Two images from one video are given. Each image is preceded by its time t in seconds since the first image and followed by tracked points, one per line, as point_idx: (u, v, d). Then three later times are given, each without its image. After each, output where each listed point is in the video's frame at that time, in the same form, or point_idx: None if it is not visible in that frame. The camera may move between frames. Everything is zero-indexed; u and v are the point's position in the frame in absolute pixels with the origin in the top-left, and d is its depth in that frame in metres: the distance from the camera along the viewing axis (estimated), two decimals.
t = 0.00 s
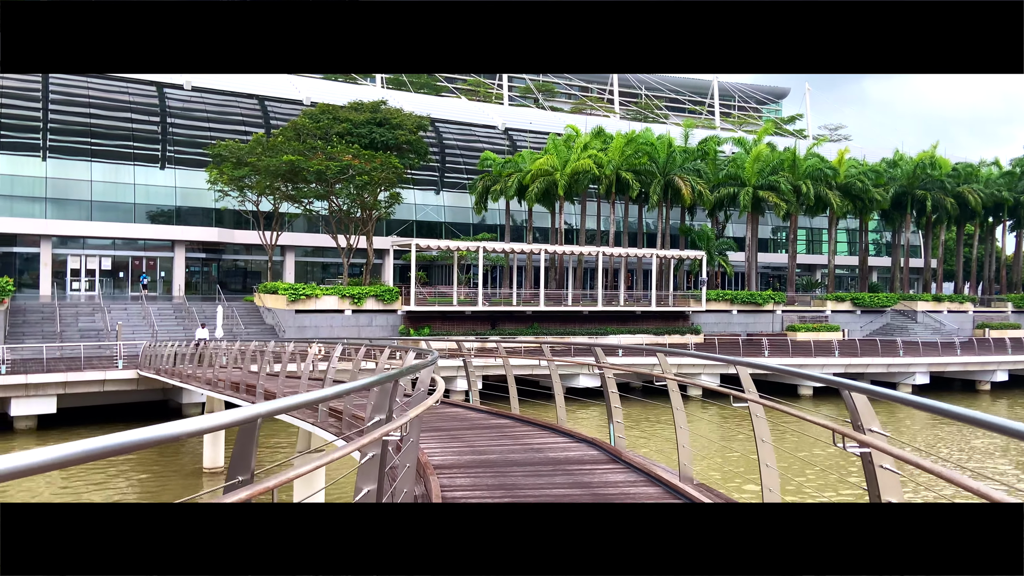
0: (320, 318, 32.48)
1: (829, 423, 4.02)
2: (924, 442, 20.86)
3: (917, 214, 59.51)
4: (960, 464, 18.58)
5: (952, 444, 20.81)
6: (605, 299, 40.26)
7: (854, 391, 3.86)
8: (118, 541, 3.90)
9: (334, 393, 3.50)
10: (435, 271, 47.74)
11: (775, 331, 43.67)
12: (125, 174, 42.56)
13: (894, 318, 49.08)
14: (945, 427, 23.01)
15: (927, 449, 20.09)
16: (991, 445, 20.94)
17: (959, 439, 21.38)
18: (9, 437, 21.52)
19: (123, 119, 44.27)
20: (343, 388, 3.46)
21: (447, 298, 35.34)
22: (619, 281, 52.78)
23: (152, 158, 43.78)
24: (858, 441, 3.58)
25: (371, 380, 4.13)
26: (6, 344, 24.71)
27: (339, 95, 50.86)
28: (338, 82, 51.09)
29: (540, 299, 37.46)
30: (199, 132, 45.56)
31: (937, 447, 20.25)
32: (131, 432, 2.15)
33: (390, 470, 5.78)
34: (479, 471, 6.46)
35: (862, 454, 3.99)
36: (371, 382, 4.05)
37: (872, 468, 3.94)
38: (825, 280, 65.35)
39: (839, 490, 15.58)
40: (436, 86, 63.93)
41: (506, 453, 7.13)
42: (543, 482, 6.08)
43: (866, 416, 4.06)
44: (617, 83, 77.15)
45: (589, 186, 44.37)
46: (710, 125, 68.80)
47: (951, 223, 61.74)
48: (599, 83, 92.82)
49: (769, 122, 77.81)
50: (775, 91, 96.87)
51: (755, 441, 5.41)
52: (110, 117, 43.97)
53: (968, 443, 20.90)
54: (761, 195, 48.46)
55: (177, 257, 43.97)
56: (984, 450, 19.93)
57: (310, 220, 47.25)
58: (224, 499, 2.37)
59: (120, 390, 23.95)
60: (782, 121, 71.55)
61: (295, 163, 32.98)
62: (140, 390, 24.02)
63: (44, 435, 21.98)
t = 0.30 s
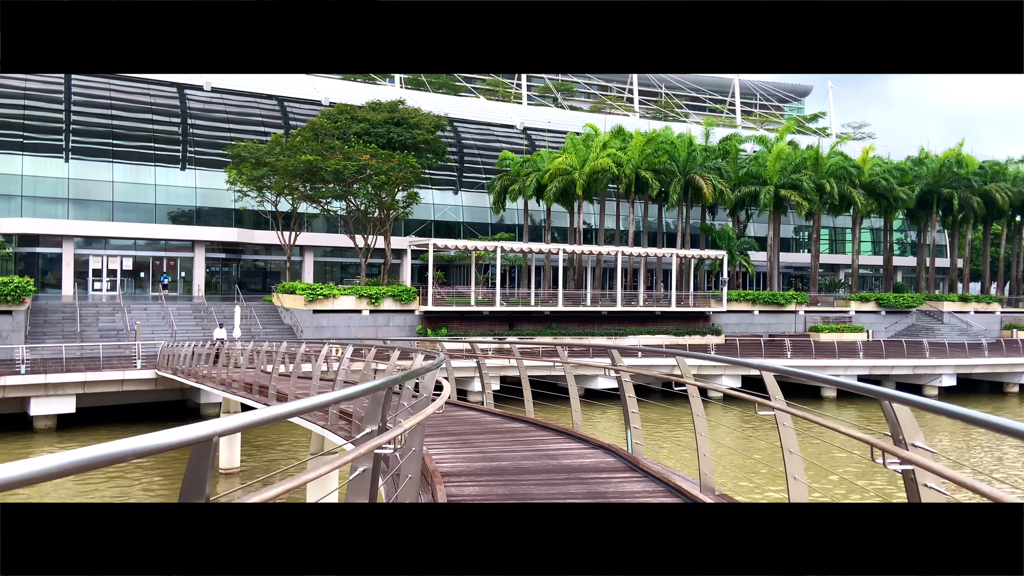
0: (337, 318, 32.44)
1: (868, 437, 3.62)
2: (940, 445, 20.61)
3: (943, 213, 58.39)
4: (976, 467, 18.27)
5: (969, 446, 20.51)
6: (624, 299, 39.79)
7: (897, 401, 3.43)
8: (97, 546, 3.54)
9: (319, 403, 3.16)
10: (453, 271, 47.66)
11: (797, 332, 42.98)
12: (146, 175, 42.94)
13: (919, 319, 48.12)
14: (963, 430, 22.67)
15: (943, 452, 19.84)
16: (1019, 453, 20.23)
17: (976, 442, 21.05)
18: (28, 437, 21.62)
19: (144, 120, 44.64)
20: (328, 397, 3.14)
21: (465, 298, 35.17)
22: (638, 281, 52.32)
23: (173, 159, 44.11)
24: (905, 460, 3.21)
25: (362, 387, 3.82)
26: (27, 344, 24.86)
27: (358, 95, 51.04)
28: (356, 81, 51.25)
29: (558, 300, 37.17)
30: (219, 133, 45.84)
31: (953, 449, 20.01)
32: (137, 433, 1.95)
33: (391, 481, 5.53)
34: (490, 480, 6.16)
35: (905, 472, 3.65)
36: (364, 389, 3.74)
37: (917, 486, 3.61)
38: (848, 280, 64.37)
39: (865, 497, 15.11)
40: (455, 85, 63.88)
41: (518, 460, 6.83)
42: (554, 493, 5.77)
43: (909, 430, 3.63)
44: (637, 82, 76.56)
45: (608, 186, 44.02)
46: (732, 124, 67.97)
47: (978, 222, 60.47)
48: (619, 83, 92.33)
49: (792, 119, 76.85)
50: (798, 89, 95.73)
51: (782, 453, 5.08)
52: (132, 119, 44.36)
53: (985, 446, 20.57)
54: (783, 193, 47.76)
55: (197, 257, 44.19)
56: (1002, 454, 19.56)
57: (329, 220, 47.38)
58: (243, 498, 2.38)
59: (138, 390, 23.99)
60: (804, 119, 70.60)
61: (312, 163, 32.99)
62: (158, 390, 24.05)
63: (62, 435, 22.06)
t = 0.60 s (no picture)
0: (350, 320, 32.32)
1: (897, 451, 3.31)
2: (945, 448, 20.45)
3: (964, 214, 57.38)
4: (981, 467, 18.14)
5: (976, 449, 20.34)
6: (639, 301, 39.31)
7: (930, 410, 3.09)
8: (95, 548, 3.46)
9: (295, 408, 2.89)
10: (466, 272, 47.41)
11: (815, 334, 42.35)
12: (161, 176, 43.15)
13: (940, 321, 47.27)
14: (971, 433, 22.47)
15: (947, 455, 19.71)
16: None
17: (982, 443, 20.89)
18: (42, 437, 21.63)
19: (160, 122, 44.84)
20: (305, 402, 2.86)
21: (478, 299, 34.93)
22: (653, 282, 51.83)
23: (188, 160, 44.31)
24: (941, 475, 2.93)
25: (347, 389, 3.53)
26: (42, 344, 24.89)
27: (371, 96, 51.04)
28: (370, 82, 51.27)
29: (572, 301, 36.81)
30: (234, 134, 46.03)
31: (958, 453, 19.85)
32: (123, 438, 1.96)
33: (386, 485, 5.42)
34: (495, 488, 5.92)
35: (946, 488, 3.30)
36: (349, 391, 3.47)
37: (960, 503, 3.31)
38: (867, 281, 63.48)
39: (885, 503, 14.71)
40: (469, 86, 63.77)
41: (524, 466, 6.58)
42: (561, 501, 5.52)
43: (945, 441, 3.28)
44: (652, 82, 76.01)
45: (623, 186, 43.61)
46: (748, 123, 67.26)
47: (1001, 222, 59.35)
48: (634, 83, 91.74)
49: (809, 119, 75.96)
50: (816, 89, 94.72)
51: (804, 463, 4.68)
52: (147, 120, 44.57)
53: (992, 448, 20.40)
54: (801, 193, 47.12)
55: (212, 258, 44.25)
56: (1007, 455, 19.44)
57: (342, 221, 47.34)
58: (251, 501, 2.27)
59: (151, 390, 23.96)
60: (822, 118, 69.78)
61: (326, 163, 32.89)
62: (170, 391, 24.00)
63: (76, 435, 22.06)
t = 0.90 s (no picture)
0: (364, 320, 32.20)
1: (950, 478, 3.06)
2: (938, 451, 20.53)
3: (987, 213, 56.32)
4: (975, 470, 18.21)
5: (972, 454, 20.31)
6: (655, 300, 38.91)
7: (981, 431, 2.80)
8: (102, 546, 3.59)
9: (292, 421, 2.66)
10: (481, 271, 47.23)
11: (835, 335, 41.72)
12: (178, 176, 43.40)
13: (962, 322, 46.40)
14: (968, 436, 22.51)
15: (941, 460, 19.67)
16: None
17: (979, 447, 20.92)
18: (56, 437, 21.68)
19: (177, 122, 45.06)
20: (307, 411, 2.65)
21: (492, 299, 34.71)
22: (670, 282, 51.38)
23: (205, 161, 44.48)
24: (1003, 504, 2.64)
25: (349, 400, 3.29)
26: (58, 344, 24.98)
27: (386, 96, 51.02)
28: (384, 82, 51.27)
29: (588, 301, 36.47)
30: (250, 135, 46.21)
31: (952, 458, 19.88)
32: (81, 460, 1.83)
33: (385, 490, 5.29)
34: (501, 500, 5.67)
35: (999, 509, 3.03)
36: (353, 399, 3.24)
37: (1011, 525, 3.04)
38: (888, 281, 62.55)
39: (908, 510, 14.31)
40: (485, 86, 63.61)
41: (532, 476, 6.33)
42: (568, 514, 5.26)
43: (1000, 463, 2.98)
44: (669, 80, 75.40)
45: (639, 185, 43.25)
46: (767, 122, 66.50)
47: None
48: (650, 82, 91.12)
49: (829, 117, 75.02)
50: (836, 87, 93.56)
51: (833, 481, 4.41)
52: (164, 121, 44.79)
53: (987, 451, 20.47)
54: (820, 192, 46.48)
55: (228, 258, 44.39)
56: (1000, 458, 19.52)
57: (358, 221, 47.36)
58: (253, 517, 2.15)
59: (166, 390, 23.94)
60: (842, 116, 68.86)
61: (340, 163, 32.82)
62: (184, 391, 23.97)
63: (90, 435, 22.10)
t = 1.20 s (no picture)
0: (377, 320, 31.99)
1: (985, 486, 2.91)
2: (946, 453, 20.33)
3: (1011, 212, 55.23)
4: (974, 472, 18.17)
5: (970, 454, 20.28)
6: (671, 301, 38.44)
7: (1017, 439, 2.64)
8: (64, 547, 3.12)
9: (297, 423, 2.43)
10: (495, 272, 46.97)
11: (854, 336, 41.06)
12: (193, 178, 43.51)
13: (985, 323, 45.50)
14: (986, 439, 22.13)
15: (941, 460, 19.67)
16: None
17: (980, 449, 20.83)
18: (69, 438, 21.65)
19: (192, 124, 45.21)
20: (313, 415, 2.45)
21: (507, 300, 34.42)
22: (686, 283, 50.88)
23: (220, 162, 44.60)
24: None
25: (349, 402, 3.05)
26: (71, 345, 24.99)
27: (400, 96, 50.92)
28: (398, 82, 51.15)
29: (603, 302, 36.09)
30: (264, 136, 46.25)
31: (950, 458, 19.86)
32: (78, 464, 1.59)
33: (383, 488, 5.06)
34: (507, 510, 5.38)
35: None
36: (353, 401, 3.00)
37: None
38: (909, 282, 61.58)
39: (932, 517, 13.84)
40: (499, 86, 63.33)
41: (542, 487, 6.02)
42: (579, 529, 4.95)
43: None
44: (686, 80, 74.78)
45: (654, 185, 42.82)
46: (784, 121, 65.74)
47: None
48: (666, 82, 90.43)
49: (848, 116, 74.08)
50: (855, 85, 92.35)
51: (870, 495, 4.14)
52: (180, 123, 44.94)
53: (989, 453, 20.34)
54: (839, 191, 45.79)
55: (243, 259, 44.47)
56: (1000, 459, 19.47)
57: (372, 222, 47.28)
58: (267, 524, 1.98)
59: (180, 391, 23.84)
60: (861, 115, 67.91)
61: (353, 163, 32.68)
62: (197, 392, 23.88)
63: (103, 436, 22.05)
